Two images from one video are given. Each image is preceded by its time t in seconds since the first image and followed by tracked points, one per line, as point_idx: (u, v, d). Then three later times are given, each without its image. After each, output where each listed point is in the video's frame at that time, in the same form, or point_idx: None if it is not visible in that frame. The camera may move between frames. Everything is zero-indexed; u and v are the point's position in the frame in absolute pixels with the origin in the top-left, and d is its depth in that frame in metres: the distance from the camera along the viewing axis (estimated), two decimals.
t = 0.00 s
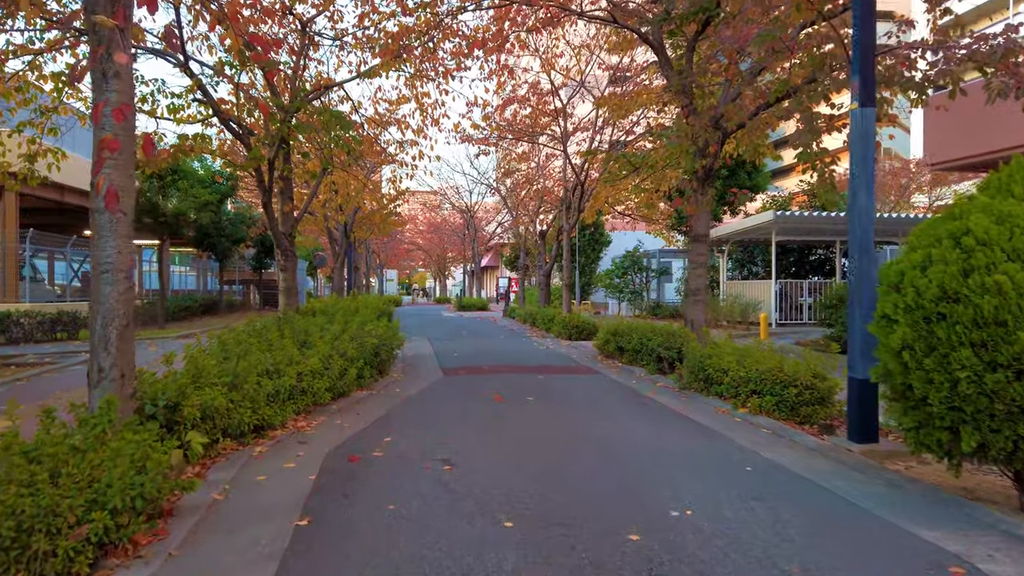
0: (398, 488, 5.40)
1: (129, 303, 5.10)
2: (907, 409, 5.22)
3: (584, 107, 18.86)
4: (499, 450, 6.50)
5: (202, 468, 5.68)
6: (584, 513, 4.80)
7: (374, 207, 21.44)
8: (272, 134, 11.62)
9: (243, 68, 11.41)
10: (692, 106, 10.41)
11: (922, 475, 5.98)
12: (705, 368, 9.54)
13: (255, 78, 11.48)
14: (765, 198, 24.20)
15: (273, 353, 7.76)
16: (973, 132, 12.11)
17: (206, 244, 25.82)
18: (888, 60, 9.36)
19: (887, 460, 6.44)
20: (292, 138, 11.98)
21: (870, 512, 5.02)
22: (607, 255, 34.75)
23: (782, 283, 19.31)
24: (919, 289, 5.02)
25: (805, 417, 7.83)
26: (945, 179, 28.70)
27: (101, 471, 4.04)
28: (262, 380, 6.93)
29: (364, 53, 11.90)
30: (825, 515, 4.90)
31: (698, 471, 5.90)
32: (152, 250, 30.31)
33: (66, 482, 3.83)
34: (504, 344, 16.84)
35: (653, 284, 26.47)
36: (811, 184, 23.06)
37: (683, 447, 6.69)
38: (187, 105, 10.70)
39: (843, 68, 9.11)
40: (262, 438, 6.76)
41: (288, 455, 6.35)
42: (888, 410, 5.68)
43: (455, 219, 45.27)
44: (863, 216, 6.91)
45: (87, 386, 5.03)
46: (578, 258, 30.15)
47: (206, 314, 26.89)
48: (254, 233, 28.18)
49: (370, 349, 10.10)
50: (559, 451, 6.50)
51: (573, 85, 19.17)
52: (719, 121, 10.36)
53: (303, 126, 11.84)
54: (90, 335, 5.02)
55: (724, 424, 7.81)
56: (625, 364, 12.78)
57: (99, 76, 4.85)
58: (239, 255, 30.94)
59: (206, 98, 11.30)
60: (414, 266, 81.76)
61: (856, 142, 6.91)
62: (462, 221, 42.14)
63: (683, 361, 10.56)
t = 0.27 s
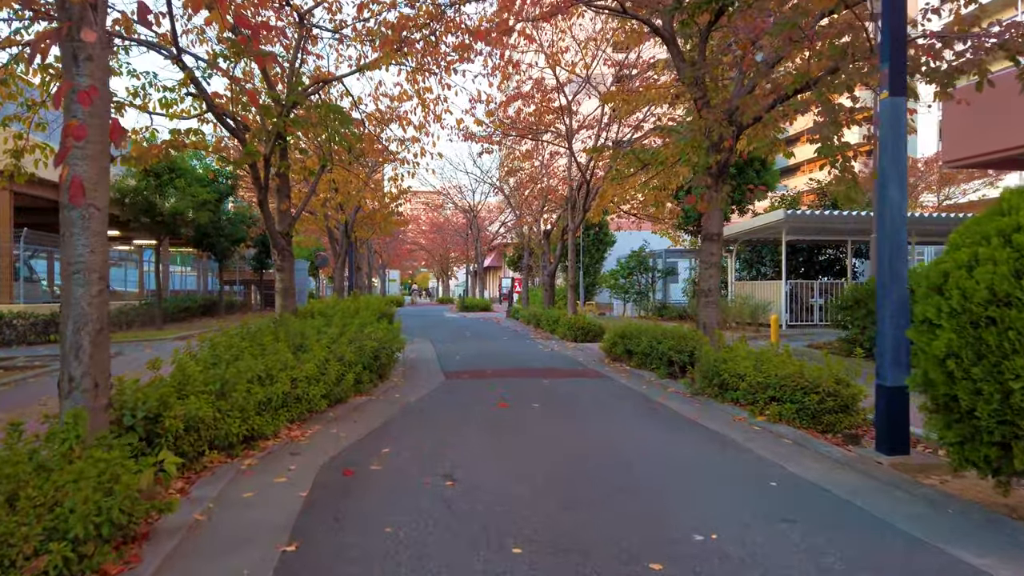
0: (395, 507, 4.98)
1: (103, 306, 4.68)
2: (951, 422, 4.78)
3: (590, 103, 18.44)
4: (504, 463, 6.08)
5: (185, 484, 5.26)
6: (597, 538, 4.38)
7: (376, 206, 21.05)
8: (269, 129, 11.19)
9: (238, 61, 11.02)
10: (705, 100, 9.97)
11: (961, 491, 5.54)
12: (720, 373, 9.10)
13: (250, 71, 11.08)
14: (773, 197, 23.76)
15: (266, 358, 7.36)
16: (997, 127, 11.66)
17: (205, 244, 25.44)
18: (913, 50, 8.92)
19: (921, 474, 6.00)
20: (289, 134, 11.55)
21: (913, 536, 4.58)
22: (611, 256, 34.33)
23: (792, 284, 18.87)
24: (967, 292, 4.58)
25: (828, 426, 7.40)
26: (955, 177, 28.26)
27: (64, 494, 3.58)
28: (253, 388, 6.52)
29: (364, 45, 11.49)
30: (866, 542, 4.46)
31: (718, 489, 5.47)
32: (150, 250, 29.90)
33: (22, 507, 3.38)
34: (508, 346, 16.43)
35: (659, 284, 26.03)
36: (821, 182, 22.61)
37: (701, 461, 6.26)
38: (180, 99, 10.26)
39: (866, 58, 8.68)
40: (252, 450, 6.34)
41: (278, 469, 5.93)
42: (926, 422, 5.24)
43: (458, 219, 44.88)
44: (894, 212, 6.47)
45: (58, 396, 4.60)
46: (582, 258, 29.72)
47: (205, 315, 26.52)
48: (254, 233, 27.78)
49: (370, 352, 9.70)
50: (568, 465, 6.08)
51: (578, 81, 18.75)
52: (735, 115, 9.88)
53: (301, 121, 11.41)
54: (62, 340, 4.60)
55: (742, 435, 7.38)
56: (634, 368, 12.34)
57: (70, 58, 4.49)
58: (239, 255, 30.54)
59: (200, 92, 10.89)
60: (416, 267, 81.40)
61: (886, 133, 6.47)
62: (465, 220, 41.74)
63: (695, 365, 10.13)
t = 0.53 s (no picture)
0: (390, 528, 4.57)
1: (69, 310, 4.29)
2: (1000, 437, 4.36)
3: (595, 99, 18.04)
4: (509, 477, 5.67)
5: (163, 503, 4.86)
6: (610, 564, 3.97)
7: (376, 205, 20.66)
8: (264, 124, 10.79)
9: (231, 53, 10.63)
10: (717, 92, 9.54)
11: (1003, 509, 5.12)
12: (733, 378, 8.68)
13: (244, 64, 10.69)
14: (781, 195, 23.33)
15: (257, 364, 6.97)
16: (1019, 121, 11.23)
17: (203, 244, 25.06)
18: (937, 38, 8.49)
19: (956, 489, 5.59)
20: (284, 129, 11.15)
21: (959, 562, 4.17)
22: (616, 255, 33.91)
23: (802, 284, 18.44)
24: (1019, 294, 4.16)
25: (851, 435, 7.00)
26: (965, 176, 27.81)
27: (14, 523, 3.14)
28: (241, 397, 6.13)
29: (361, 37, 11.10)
30: (910, 569, 4.03)
31: (741, 508, 5.06)
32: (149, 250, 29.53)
33: None
34: (512, 347, 16.02)
35: (664, 285, 25.60)
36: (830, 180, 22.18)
37: (720, 474, 5.84)
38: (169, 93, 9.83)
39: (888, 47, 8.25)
40: (239, 462, 5.94)
41: (266, 484, 5.53)
42: (970, 435, 4.82)
43: (460, 218, 44.49)
44: (926, 208, 6.04)
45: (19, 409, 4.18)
46: (586, 258, 29.30)
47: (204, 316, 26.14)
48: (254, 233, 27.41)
49: (367, 356, 9.30)
50: (578, 479, 5.66)
51: (582, 77, 18.37)
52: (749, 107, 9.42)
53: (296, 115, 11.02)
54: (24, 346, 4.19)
55: (760, 444, 6.96)
56: (642, 371, 11.92)
57: (31, 39, 4.14)
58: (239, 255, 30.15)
59: (192, 86, 10.52)
60: (418, 267, 81.00)
61: (916, 123, 6.05)
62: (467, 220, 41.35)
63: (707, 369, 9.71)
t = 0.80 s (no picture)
0: (383, 553, 4.16)
1: (25, 317, 3.87)
2: None
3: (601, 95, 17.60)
4: (513, 495, 5.24)
5: (134, 528, 4.45)
6: None
7: (376, 204, 20.23)
8: (258, 118, 10.37)
9: (223, 44, 10.24)
10: (731, 84, 9.09)
11: None
12: (751, 385, 8.19)
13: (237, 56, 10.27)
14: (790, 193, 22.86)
15: (245, 370, 6.55)
16: None
17: (201, 244, 24.65)
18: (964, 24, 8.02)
19: (999, 507, 5.15)
20: (279, 123, 10.72)
21: None
22: (620, 255, 33.47)
23: (812, 284, 18.00)
24: None
25: (877, 445, 6.56)
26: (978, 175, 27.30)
27: None
28: (227, 407, 5.71)
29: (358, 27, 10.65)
30: None
31: (769, 529, 4.62)
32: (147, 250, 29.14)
33: None
34: (515, 350, 15.58)
35: (670, 285, 25.17)
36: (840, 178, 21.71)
37: (741, 492, 5.41)
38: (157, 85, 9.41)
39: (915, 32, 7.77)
40: (223, 477, 5.53)
41: (250, 502, 5.11)
42: None
43: (463, 218, 44.09)
44: (964, 204, 5.59)
45: None
46: (590, 258, 28.85)
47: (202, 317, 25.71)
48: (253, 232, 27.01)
49: (365, 360, 8.87)
50: (588, 496, 5.23)
51: (587, 72, 17.96)
52: (766, 98, 8.85)
53: (292, 109, 10.59)
54: None
55: (782, 457, 6.53)
56: (651, 375, 11.46)
57: None
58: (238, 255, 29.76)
59: (182, 78, 10.14)
60: (421, 267, 80.64)
61: (952, 112, 5.60)
62: (470, 220, 40.96)
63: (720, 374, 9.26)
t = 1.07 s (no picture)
0: None
1: None
2: None
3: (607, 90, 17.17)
4: (520, 516, 4.83)
5: (102, 554, 4.05)
6: None
7: (376, 202, 19.85)
8: (252, 111, 9.96)
9: (216, 35, 9.84)
10: (747, 74, 8.66)
11: None
12: (769, 391, 7.76)
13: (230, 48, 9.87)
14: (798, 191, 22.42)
15: (233, 377, 6.14)
16: None
17: (200, 243, 24.26)
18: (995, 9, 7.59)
19: None
20: (274, 117, 10.32)
21: None
22: (625, 255, 33.03)
23: (823, 285, 17.57)
24: None
25: (908, 457, 6.12)
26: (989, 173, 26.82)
27: None
28: (212, 419, 5.30)
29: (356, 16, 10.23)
30: None
31: (803, 556, 4.21)
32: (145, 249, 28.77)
33: None
34: (519, 352, 15.17)
35: (676, 285, 24.73)
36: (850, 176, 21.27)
37: (768, 513, 5.00)
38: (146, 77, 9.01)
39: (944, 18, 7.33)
40: (206, 495, 5.13)
41: (234, 523, 4.70)
42: None
43: (465, 217, 43.68)
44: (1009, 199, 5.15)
45: None
46: (594, 257, 28.42)
47: (201, 317, 25.32)
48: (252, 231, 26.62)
49: (363, 365, 8.46)
50: (601, 518, 4.82)
51: (593, 67, 17.54)
52: (786, 90, 8.40)
53: (287, 102, 10.18)
54: None
55: (807, 471, 6.11)
56: (660, 379, 11.04)
57: None
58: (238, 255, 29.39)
59: (173, 70, 9.75)
60: (423, 267, 80.27)
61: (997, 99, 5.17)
62: (473, 219, 40.55)
63: (736, 379, 8.82)
